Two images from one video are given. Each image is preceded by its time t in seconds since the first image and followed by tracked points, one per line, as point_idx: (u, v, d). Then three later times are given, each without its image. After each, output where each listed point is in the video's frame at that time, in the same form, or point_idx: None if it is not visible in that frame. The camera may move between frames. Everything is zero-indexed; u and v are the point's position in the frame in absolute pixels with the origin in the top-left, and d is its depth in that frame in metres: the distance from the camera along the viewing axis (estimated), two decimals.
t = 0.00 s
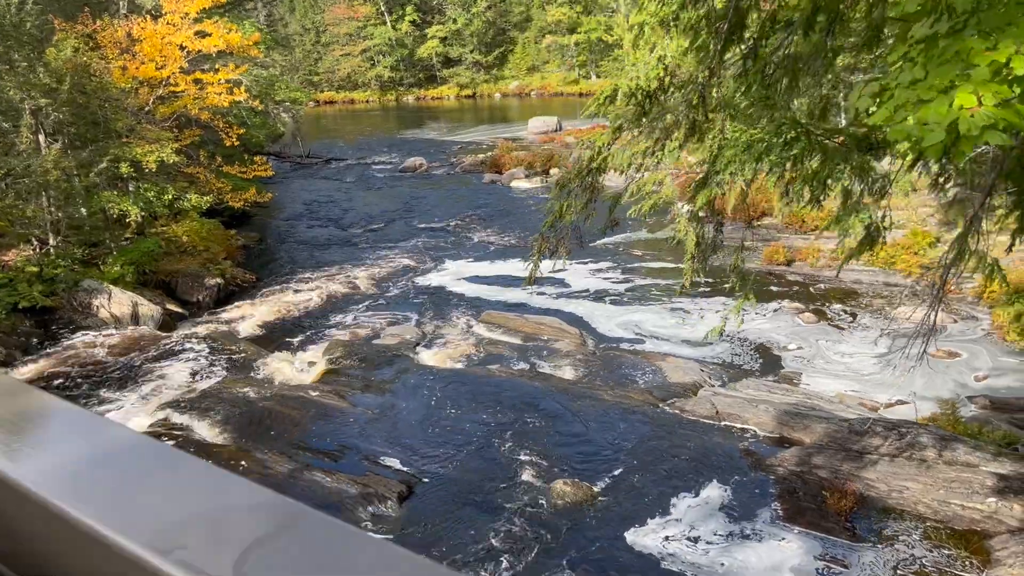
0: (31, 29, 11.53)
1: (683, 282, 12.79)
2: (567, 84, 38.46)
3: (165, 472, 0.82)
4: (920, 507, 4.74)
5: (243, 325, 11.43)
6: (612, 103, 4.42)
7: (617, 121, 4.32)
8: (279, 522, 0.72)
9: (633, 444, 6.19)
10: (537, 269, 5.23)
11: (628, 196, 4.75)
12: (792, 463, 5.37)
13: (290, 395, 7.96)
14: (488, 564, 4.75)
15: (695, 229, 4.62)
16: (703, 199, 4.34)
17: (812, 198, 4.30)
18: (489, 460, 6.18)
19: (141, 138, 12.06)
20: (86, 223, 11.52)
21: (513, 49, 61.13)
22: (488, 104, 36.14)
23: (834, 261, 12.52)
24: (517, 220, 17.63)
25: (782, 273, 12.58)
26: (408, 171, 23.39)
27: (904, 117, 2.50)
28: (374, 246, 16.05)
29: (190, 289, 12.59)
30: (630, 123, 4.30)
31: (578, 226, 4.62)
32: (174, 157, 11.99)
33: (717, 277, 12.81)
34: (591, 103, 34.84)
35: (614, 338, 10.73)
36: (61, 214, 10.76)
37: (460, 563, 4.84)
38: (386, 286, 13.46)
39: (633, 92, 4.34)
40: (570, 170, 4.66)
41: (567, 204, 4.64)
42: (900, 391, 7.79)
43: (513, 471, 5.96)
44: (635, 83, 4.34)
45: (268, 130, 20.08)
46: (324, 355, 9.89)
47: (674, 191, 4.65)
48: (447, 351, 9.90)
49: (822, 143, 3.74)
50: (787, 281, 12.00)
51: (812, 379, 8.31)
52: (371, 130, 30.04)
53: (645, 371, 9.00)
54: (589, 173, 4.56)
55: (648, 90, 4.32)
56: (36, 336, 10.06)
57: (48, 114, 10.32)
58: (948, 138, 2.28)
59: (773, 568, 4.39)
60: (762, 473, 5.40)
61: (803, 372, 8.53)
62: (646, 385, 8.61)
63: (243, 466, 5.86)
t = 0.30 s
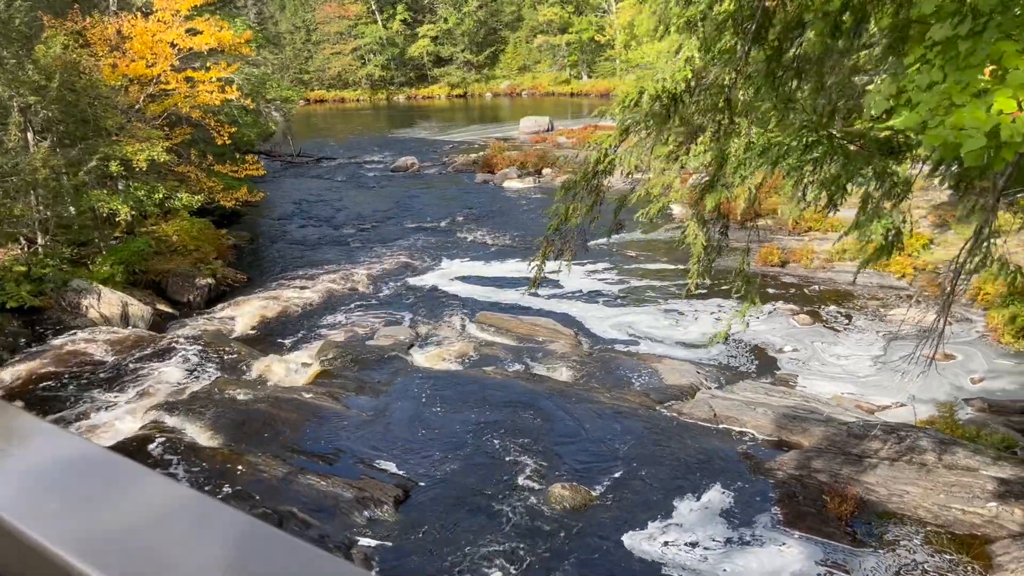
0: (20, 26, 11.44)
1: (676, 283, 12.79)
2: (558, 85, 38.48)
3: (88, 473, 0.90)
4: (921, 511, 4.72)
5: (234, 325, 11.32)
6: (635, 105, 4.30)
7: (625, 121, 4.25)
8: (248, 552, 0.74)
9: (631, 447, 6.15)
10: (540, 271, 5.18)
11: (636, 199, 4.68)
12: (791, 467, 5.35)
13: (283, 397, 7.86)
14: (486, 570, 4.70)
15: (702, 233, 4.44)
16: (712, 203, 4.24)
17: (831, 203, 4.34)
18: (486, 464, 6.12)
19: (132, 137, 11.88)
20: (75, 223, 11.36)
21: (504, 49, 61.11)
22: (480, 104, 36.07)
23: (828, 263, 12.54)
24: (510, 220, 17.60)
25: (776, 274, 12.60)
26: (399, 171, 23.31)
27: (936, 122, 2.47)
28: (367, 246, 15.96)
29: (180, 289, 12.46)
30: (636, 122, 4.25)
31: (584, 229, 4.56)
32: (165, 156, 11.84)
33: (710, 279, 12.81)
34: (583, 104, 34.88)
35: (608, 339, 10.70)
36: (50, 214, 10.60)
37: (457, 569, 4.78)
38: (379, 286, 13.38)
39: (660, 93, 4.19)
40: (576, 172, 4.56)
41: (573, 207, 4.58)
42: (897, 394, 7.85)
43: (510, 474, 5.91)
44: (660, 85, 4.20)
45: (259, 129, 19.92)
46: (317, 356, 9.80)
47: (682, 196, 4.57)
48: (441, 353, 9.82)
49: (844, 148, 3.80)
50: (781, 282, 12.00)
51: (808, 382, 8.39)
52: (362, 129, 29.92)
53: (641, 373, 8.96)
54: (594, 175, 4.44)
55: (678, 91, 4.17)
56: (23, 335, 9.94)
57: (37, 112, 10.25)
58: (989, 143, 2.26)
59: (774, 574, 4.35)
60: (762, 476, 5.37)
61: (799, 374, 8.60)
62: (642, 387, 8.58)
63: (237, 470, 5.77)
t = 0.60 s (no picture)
0: (14, 24, 11.36)
1: (673, 285, 12.79)
2: (552, 86, 38.53)
3: (102, 469, 0.90)
4: (926, 516, 4.74)
5: (230, 326, 11.26)
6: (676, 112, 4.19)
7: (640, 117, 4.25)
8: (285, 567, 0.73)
9: (633, 451, 6.13)
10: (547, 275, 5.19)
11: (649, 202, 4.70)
12: (795, 471, 5.36)
13: (282, 399, 7.82)
14: None
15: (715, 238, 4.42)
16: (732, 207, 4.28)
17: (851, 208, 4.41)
18: (489, 467, 6.10)
19: (127, 136, 11.80)
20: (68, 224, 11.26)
21: (498, 49, 61.16)
22: (474, 105, 36.05)
23: (825, 265, 12.54)
24: (506, 221, 17.58)
25: (774, 276, 12.61)
26: (394, 171, 23.26)
27: (976, 124, 2.65)
28: (364, 247, 15.92)
29: (175, 290, 12.38)
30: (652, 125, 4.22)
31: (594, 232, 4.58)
32: (161, 156, 11.78)
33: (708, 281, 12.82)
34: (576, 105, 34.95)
35: (606, 341, 10.69)
36: (44, 214, 10.50)
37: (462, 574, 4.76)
38: (376, 288, 13.34)
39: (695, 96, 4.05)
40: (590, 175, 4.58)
41: (584, 210, 4.62)
42: (897, 398, 7.88)
43: (512, 477, 5.90)
44: (698, 88, 4.07)
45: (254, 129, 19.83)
46: (314, 358, 9.75)
47: (696, 200, 4.62)
48: (439, 355, 9.80)
49: (873, 152, 3.86)
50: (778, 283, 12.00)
51: (808, 386, 8.40)
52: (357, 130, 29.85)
53: (640, 375, 8.95)
54: (605, 179, 4.49)
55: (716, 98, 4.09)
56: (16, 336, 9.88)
57: (32, 111, 10.19)
58: None
59: None
60: (765, 480, 5.37)
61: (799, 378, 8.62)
62: (642, 390, 8.57)
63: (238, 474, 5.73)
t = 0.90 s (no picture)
0: (11, 24, 11.30)
1: (673, 288, 12.79)
2: (548, 87, 38.54)
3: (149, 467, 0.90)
4: (936, 521, 4.76)
5: (228, 329, 11.21)
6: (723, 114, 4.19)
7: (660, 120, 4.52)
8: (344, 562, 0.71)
9: (640, 455, 6.13)
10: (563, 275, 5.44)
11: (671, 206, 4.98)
12: (803, 476, 5.36)
13: (284, 403, 7.79)
14: None
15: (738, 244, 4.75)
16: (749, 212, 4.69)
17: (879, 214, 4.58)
18: (495, 472, 6.07)
19: (124, 137, 11.75)
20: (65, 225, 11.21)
21: (492, 50, 61.23)
22: (470, 106, 36.04)
23: (825, 268, 12.55)
24: (505, 223, 17.58)
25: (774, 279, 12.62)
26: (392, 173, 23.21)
27: None
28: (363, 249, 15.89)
29: (173, 292, 12.33)
30: (672, 130, 4.47)
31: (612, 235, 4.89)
32: (159, 157, 11.74)
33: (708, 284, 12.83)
34: (572, 106, 35.00)
35: (608, 344, 10.69)
36: (41, 214, 10.38)
37: None
38: (376, 290, 13.30)
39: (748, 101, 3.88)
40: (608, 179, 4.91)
41: (603, 215, 4.95)
42: (900, 402, 7.90)
43: (518, 482, 5.88)
44: (750, 95, 3.89)
45: (251, 130, 19.77)
46: (315, 361, 9.71)
47: (718, 206, 4.96)
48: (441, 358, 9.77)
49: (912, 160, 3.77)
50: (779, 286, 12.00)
51: (812, 389, 8.41)
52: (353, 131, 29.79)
53: (643, 379, 8.94)
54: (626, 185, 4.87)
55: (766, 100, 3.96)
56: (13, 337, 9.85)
57: (29, 111, 10.12)
58: None
59: None
60: (773, 485, 5.37)
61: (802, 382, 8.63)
62: (645, 394, 8.56)
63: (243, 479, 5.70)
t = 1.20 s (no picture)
0: (10, 24, 11.26)
1: (674, 288, 12.78)
2: (545, 88, 38.56)
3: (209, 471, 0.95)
4: (948, 523, 4.76)
5: (228, 330, 11.17)
6: (772, 111, 4.32)
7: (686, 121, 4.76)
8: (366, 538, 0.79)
9: (646, 457, 6.13)
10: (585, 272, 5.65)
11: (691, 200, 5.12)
12: (812, 478, 5.36)
13: (287, 405, 7.75)
14: None
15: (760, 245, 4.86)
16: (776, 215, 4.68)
17: (918, 216, 4.41)
18: (502, 473, 6.06)
19: (124, 137, 11.72)
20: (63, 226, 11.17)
21: (489, 50, 61.21)
22: (467, 106, 35.99)
23: (827, 268, 12.51)
24: (505, 224, 17.55)
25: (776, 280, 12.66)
26: (389, 173, 23.18)
27: None
28: (362, 250, 15.84)
29: (173, 293, 12.31)
30: (694, 130, 4.73)
31: (632, 235, 5.05)
32: (159, 158, 11.71)
33: (708, 284, 12.81)
34: (569, 107, 34.98)
35: (610, 345, 10.67)
36: (39, 216, 10.39)
37: None
38: (377, 291, 13.28)
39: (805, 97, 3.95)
40: (629, 178, 5.07)
41: (623, 214, 5.05)
42: (907, 403, 7.90)
43: (525, 484, 5.87)
44: (802, 90, 3.96)
45: (250, 130, 19.72)
46: (317, 363, 9.68)
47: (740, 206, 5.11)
48: (444, 359, 9.74)
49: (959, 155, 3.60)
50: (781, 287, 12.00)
51: (817, 390, 8.40)
52: (351, 132, 29.76)
53: (647, 380, 8.91)
54: (648, 183, 4.96)
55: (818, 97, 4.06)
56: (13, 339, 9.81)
57: (28, 111, 10.08)
58: None
59: None
60: (783, 487, 5.37)
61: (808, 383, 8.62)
62: (649, 395, 8.53)
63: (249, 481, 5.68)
